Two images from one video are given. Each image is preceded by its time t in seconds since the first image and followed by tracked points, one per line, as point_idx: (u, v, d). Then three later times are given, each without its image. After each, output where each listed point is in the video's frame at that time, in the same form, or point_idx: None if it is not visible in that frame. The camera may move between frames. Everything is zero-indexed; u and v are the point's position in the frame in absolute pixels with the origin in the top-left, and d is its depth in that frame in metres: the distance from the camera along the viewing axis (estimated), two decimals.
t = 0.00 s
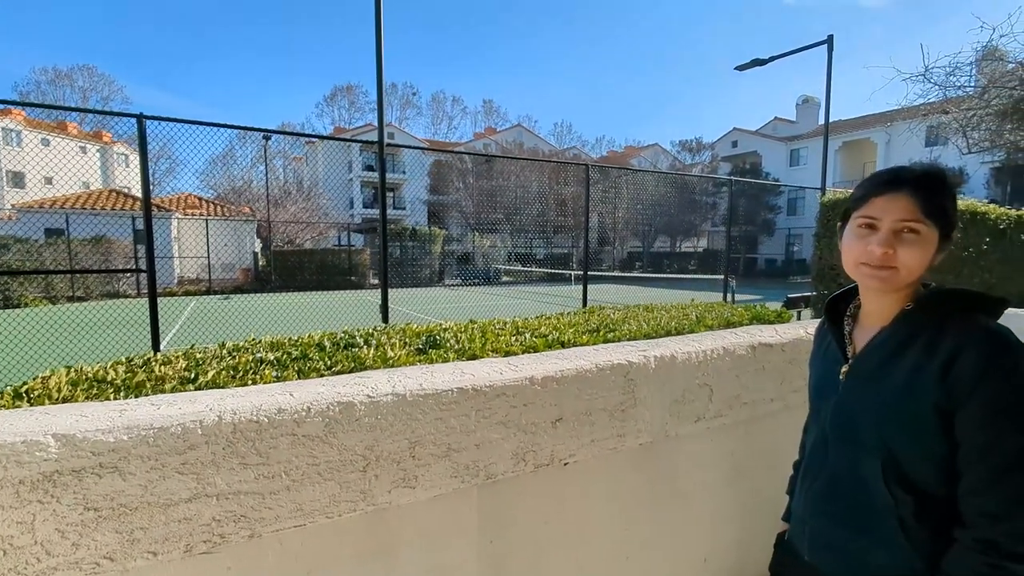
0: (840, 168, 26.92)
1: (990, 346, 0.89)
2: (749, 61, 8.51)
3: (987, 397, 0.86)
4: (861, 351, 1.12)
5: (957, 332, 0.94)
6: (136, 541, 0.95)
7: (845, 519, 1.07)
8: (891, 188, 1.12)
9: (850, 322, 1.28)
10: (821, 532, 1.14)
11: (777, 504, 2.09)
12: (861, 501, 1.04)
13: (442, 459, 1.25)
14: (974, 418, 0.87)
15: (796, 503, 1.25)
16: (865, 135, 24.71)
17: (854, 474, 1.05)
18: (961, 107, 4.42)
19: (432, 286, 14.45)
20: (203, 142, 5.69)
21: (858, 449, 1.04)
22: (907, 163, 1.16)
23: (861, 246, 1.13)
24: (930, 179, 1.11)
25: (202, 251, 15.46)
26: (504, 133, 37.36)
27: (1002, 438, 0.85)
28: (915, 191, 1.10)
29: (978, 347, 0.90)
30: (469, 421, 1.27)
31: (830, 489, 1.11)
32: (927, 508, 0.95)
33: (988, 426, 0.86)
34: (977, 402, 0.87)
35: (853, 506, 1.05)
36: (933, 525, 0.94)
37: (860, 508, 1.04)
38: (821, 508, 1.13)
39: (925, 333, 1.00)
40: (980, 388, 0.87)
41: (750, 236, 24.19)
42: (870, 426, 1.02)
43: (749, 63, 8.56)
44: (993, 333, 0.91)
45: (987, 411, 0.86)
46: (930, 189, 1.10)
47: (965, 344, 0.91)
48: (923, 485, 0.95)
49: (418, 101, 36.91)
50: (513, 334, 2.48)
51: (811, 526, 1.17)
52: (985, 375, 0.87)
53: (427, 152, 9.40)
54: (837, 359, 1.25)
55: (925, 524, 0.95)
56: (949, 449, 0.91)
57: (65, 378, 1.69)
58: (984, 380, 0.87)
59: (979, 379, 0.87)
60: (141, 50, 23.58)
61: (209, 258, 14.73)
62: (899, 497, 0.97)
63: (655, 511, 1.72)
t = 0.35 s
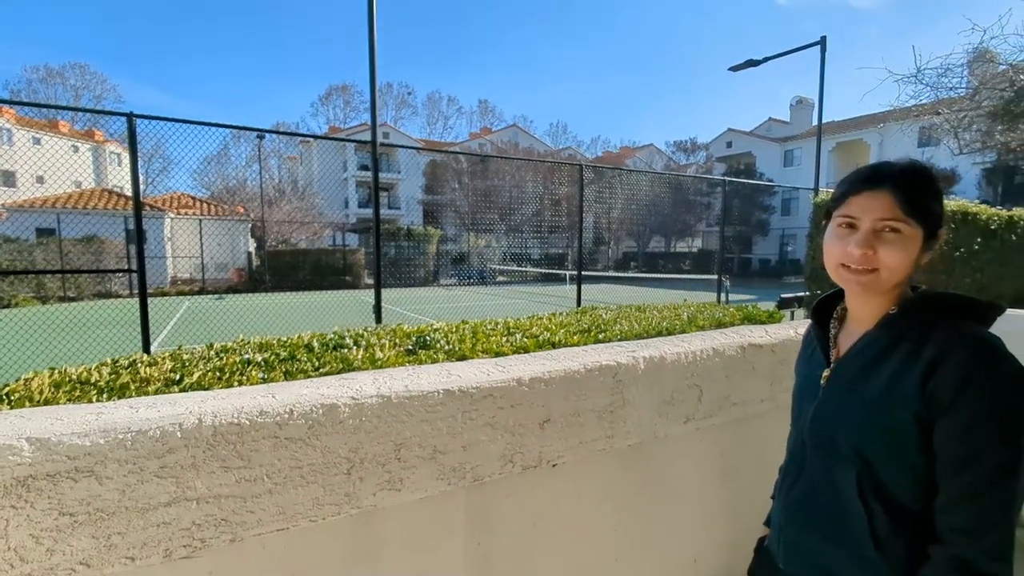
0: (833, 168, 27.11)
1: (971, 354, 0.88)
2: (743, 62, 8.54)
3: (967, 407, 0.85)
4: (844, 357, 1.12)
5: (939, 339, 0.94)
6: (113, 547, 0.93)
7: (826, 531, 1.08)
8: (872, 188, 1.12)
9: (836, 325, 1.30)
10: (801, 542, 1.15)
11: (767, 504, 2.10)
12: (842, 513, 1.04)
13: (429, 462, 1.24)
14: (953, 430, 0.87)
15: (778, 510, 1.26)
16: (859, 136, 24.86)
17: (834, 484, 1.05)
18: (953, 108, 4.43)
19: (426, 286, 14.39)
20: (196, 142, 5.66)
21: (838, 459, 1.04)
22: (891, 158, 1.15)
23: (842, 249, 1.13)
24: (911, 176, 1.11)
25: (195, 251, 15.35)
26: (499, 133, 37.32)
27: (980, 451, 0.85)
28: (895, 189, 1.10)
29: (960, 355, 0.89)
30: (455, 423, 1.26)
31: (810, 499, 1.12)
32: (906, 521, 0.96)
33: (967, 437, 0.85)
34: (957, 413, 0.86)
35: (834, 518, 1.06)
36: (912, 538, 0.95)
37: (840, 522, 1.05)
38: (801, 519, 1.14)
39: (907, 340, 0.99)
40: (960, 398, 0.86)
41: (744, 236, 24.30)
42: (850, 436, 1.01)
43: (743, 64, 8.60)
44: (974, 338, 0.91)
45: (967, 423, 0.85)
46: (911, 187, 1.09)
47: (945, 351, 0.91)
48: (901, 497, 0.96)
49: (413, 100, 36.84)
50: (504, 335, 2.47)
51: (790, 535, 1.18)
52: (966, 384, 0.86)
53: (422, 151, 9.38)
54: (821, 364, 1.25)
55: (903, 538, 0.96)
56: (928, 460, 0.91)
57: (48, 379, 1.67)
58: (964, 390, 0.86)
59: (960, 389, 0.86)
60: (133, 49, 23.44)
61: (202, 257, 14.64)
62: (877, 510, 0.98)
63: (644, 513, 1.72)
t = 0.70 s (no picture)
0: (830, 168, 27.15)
1: (984, 363, 0.87)
2: (739, 62, 8.56)
3: (981, 418, 0.84)
4: (850, 359, 1.11)
5: (949, 344, 0.93)
6: (101, 550, 0.92)
7: (827, 540, 1.07)
8: (883, 183, 1.11)
9: (841, 325, 1.29)
10: (800, 552, 1.14)
11: (764, 503, 2.09)
12: (844, 521, 1.04)
13: (423, 461, 1.22)
14: (966, 441, 0.86)
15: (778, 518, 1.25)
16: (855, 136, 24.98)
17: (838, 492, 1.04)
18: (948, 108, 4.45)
19: (423, 286, 14.31)
20: (192, 142, 5.63)
21: (844, 467, 1.03)
22: (903, 150, 1.14)
23: (847, 243, 1.13)
24: (923, 173, 1.10)
25: (191, 250, 15.27)
26: (496, 133, 37.31)
27: (993, 463, 0.83)
28: (905, 185, 1.09)
29: (974, 362, 0.87)
30: (450, 422, 1.25)
31: (812, 506, 1.11)
32: (911, 532, 0.95)
33: (978, 449, 0.84)
34: (972, 423, 0.85)
35: (838, 527, 1.05)
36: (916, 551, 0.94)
37: (843, 532, 1.04)
38: (802, 527, 1.14)
39: (916, 344, 0.98)
40: (972, 406, 0.85)
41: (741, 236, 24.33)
42: (857, 443, 1.00)
43: (739, 64, 8.61)
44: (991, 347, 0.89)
45: (980, 436, 0.84)
46: (921, 181, 1.08)
47: (958, 358, 0.89)
48: (908, 508, 0.95)
49: (410, 100, 36.82)
50: (500, 334, 2.46)
51: (791, 542, 1.17)
52: (979, 394, 0.85)
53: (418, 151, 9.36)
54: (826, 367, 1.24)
55: (906, 550, 0.95)
56: (938, 470, 0.90)
57: (38, 379, 1.65)
58: (980, 400, 0.85)
59: (974, 399, 0.85)
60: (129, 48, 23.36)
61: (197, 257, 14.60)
62: (881, 520, 0.97)
63: (642, 514, 1.71)
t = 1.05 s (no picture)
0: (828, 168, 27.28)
1: (994, 373, 0.85)
2: (738, 62, 8.55)
3: (990, 432, 0.82)
4: (856, 365, 1.10)
5: (956, 354, 0.91)
6: (93, 554, 0.90)
7: (832, 548, 1.07)
8: (872, 176, 1.10)
9: (847, 327, 1.29)
10: (807, 560, 1.14)
11: (764, 504, 2.08)
12: (852, 531, 1.03)
13: (420, 463, 1.21)
14: (974, 455, 0.84)
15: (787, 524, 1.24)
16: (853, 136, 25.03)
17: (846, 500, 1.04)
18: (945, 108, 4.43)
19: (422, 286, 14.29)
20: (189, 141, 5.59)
21: (850, 477, 1.02)
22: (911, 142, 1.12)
23: (832, 236, 1.14)
24: (918, 165, 1.07)
25: (189, 250, 15.24)
26: (494, 133, 37.30)
27: (1008, 479, 0.81)
28: (891, 175, 1.08)
29: (983, 373, 0.85)
30: (447, 423, 1.24)
31: (820, 515, 1.11)
32: (924, 545, 0.93)
33: (988, 464, 0.83)
34: (982, 436, 0.83)
35: (845, 537, 1.04)
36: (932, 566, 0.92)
37: (850, 542, 1.03)
38: (809, 534, 1.13)
39: (925, 353, 0.97)
40: (982, 419, 0.83)
41: (739, 236, 24.35)
42: (863, 454, 0.99)
43: (738, 64, 8.60)
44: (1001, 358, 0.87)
45: (991, 450, 0.82)
46: (911, 172, 1.07)
47: (967, 369, 0.88)
48: (917, 518, 0.94)
49: (409, 100, 36.80)
50: (498, 334, 2.45)
51: (798, 549, 1.17)
52: (989, 407, 0.83)
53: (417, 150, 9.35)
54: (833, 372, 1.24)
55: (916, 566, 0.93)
56: (949, 484, 0.89)
57: (32, 379, 1.65)
58: (989, 413, 0.83)
59: (982, 413, 0.84)
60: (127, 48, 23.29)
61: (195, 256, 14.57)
62: (890, 532, 0.96)
63: (640, 515, 1.70)
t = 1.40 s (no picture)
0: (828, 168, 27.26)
1: (975, 365, 0.82)
2: (738, 62, 8.52)
3: (962, 425, 0.80)
4: (861, 359, 1.09)
5: (943, 347, 0.89)
6: (91, 554, 0.90)
7: (837, 538, 1.08)
8: (847, 175, 1.16)
9: (862, 326, 1.30)
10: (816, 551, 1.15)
11: (763, 504, 2.08)
12: (853, 522, 1.03)
13: (419, 464, 1.21)
14: (950, 449, 0.82)
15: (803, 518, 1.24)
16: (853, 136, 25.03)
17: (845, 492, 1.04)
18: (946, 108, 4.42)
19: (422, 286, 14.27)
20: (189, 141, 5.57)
21: (851, 469, 1.02)
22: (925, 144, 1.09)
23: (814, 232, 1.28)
24: (898, 159, 1.08)
25: (189, 250, 15.24)
26: (494, 132, 37.29)
27: (981, 475, 0.78)
28: (855, 172, 1.13)
29: (966, 364, 0.83)
30: (447, 424, 1.24)
31: (825, 506, 1.11)
32: (916, 539, 0.92)
33: (966, 458, 0.80)
34: (954, 429, 0.81)
35: (846, 526, 1.05)
36: (923, 559, 0.91)
37: (852, 532, 1.04)
38: (817, 525, 1.14)
39: (919, 346, 0.95)
40: (958, 413, 0.81)
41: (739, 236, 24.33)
42: (859, 446, 1.00)
43: (737, 64, 8.58)
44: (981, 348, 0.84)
45: (965, 444, 0.80)
46: (876, 170, 1.09)
47: (951, 360, 0.85)
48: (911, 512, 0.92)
49: (409, 100, 36.77)
50: (498, 334, 2.46)
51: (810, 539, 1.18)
52: (965, 400, 0.81)
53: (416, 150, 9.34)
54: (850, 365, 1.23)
55: (908, 557, 0.93)
56: (936, 476, 0.87)
57: (32, 380, 1.64)
58: (965, 406, 0.80)
59: (958, 405, 0.81)
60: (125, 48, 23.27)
61: (195, 256, 14.56)
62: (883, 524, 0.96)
63: (638, 515, 1.69)
